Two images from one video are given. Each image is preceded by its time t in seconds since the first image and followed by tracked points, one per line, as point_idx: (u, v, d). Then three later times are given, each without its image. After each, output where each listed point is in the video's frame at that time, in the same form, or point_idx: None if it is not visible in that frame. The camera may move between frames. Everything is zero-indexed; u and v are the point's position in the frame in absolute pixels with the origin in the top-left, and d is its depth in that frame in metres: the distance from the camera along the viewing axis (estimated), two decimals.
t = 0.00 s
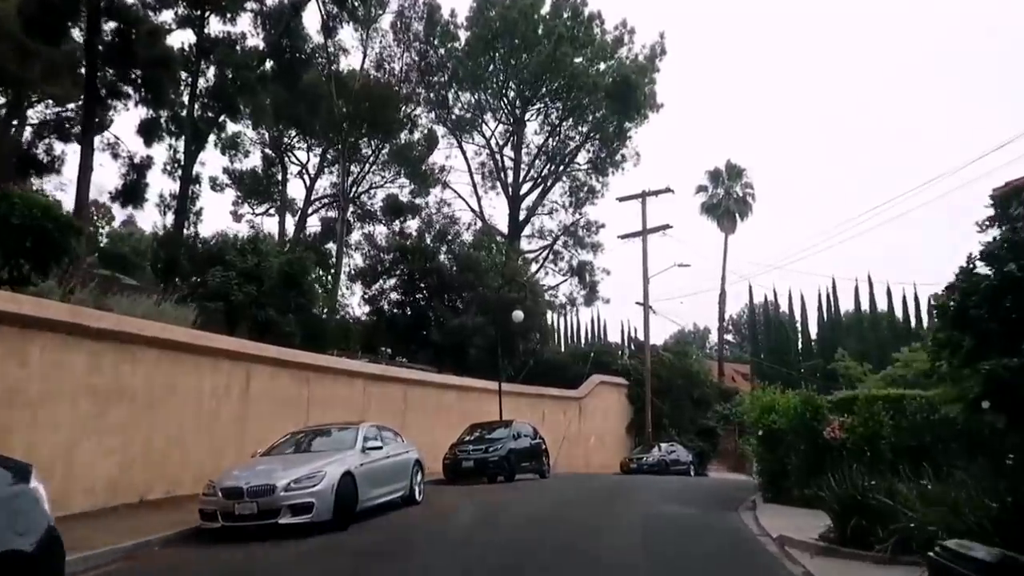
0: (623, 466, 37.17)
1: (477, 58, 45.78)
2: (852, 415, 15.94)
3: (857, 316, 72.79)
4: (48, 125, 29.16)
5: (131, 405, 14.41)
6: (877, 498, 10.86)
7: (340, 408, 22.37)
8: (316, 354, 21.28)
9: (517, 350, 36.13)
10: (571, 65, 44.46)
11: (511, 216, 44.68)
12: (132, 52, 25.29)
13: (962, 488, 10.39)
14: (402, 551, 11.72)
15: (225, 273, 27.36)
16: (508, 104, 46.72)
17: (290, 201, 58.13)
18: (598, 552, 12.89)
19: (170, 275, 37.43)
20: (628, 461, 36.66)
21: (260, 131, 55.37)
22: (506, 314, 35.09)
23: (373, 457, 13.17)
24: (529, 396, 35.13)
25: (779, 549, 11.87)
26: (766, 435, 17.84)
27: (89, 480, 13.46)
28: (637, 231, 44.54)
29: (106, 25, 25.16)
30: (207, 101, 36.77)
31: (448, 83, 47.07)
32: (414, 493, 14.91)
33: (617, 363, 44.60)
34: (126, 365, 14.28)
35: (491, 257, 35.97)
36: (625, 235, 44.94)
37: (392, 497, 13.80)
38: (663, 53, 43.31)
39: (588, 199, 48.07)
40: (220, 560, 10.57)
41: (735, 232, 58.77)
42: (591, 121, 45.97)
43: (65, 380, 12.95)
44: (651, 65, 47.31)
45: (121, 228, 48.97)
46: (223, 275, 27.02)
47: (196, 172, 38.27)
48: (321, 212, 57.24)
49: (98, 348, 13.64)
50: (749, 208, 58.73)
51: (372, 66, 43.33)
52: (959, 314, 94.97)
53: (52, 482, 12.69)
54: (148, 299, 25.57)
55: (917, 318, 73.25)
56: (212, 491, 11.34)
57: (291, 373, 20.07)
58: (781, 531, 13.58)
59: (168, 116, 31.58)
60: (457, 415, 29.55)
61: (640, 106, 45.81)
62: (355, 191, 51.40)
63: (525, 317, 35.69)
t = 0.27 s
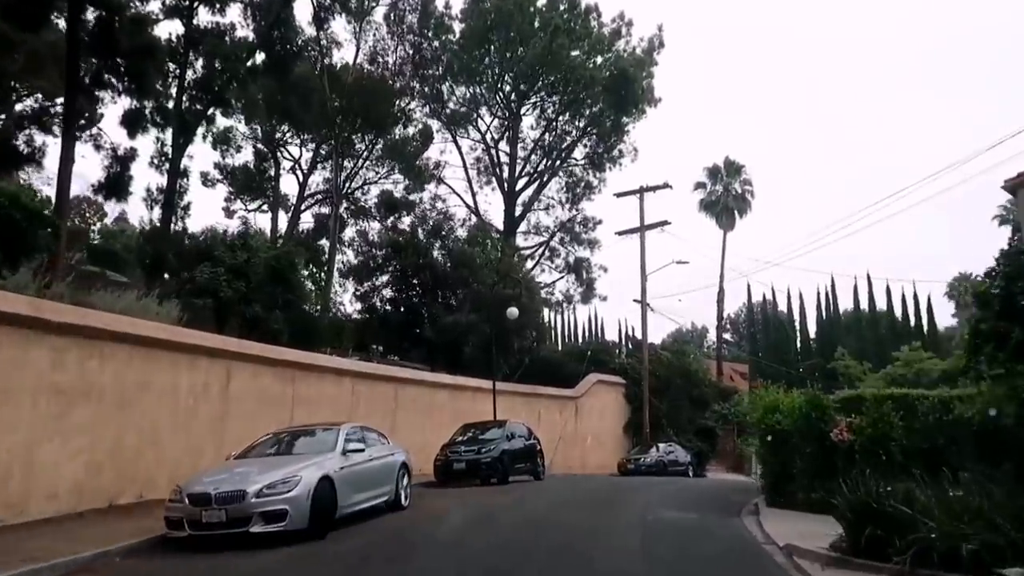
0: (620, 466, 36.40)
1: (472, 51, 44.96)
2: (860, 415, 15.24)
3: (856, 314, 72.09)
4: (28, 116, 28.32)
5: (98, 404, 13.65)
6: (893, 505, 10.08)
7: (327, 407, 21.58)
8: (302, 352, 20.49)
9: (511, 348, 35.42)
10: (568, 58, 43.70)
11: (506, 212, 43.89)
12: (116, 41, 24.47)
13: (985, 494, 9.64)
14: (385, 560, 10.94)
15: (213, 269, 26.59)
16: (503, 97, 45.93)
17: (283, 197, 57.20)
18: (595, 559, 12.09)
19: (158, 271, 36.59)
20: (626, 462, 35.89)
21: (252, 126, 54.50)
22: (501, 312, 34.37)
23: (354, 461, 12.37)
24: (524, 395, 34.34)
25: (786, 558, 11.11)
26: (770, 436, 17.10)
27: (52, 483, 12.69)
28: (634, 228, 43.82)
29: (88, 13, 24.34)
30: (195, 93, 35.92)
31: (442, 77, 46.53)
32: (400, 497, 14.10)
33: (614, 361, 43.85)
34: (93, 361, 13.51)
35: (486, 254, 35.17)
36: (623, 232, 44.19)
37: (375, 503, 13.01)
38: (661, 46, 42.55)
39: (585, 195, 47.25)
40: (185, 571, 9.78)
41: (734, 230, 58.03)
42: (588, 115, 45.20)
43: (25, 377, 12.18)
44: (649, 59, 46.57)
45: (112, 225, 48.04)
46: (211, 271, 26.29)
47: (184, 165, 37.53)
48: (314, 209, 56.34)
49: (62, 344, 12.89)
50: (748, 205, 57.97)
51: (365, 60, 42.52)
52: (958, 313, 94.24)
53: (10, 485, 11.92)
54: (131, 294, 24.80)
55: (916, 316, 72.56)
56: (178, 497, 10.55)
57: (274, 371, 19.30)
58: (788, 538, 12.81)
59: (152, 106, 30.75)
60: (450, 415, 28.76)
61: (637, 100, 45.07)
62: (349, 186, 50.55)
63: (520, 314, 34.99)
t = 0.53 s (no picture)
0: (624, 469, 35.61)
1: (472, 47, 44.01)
2: (877, 416, 14.50)
3: (862, 314, 71.20)
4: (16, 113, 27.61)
5: (70, 407, 13.01)
6: (919, 514, 9.36)
7: (319, 410, 20.87)
8: (293, 353, 19.79)
9: (512, 349, 34.70)
10: (569, 54, 43.00)
11: (507, 210, 43.14)
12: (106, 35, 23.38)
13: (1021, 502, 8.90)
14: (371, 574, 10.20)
15: (208, 269, 25.89)
16: (503, 94, 45.22)
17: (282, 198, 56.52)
18: (597, 570, 11.34)
19: (152, 272, 35.86)
20: (630, 465, 35.11)
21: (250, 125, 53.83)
22: (502, 311, 33.65)
23: (340, 468, 11.63)
24: (526, 396, 33.58)
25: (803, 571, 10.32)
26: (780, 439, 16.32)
27: (19, 492, 12.04)
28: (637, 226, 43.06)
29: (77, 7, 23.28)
30: (190, 91, 35.22)
31: (441, 74, 45.68)
32: (390, 506, 13.34)
33: (617, 362, 43.07)
34: (64, 363, 12.86)
35: (486, 253, 34.35)
36: (626, 230, 43.44)
37: (362, 512, 12.25)
38: (664, 41, 41.78)
39: (587, 193, 46.35)
40: None
41: (739, 228, 57.20)
42: (590, 112, 44.46)
43: None
44: (652, 54, 45.82)
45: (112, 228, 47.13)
46: (206, 271, 25.54)
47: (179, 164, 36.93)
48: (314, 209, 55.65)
49: (30, 345, 12.24)
50: (753, 203, 57.15)
51: (364, 57, 41.88)
52: (965, 312, 93.33)
53: None
54: (121, 295, 24.12)
55: (923, 315, 71.64)
56: (147, 509, 9.81)
57: (263, 373, 18.60)
58: (803, 549, 12.01)
59: (143, 103, 29.85)
60: (449, 417, 28.01)
61: (640, 96, 44.32)
62: (349, 186, 49.86)
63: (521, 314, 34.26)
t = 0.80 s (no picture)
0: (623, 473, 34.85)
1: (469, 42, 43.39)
2: (889, 419, 13.81)
3: (865, 315, 70.50)
4: None
5: (36, 409, 12.32)
6: (945, 527, 8.64)
7: (307, 412, 20.14)
8: (279, 353, 19.07)
9: (509, 349, 34.00)
10: (567, 50, 42.29)
11: (505, 208, 42.40)
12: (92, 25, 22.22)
13: None
14: None
15: (199, 269, 25.19)
16: (501, 90, 44.52)
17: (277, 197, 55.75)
18: None
19: (141, 271, 35.03)
20: (630, 468, 34.36)
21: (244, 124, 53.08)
22: (499, 311, 32.91)
23: (319, 475, 10.89)
24: (523, 398, 32.84)
25: None
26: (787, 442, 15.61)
27: None
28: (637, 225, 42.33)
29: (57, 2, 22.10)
30: (181, 86, 34.44)
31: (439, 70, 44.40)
32: (375, 513, 12.58)
33: (617, 363, 42.32)
34: (29, 362, 12.18)
35: (482, 252, 33.49)
36: (625, 229, 42.72)
37: (344, 521, 11.50)
38: (665, 36, 41.08)
39: (586, 191, 45.56)
40: None
41: (740, 228, 56.47)
42: (590, 109, 43.74)
43: None
44: (652, 50, 45.12)
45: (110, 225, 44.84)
46: (197, 270, 24.81)
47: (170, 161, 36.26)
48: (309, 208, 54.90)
49: None
50: (754, 202, 56.43)
51: (360, 54, 41.16)
52: (966, 313, 92.67)
53: None
54: (106, 294, 23.40)
55: (926, 316, 70.92)
56: (106, 519, 9.07)
57: (246, 373, 17.88)
58: (816, 560, 11.25)
59: (132, 97, 28.96)
60: (443, 419, 27.27)
61: (640, 93, 43.63)
62: (344, 184, 49.10)
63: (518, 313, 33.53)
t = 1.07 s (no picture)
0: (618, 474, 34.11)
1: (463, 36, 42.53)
2: (898, 420, 13.14)
3: (862, 314, 69.95)
4: None
5: None
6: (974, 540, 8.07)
7: (289, 412, 19.37)
8: (259, 350, 18.27)
9: (502, 348, 33.26)
10: (562, 43, 41.52)
11: (498, 205, 41.65)
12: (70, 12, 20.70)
13: None
14: None
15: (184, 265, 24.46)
16: (495, 85, 43.80)
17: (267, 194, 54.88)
18: None
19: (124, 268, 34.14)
20: (625, 469, 33.62)
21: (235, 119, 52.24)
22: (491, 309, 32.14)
23: (290, 480, 10.11)
24: (516, 398, 32.08)
25: None
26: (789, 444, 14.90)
27: None
28: (632, 222, 41.62)
29: None
30: (166, 79, 33.56)
31: (432, 64, 43.99)
32: (353, 521, 11.82)
33: (612, 363, 41.60)
34: None
35: (474, 250, 32.66)
36: (620, 226, 42.00)
37: (317, 530, 10.73)
38: (661, 30, 40.36)
39: (581, 188, 44.85)
40: None
41: (737, 226, 55.82)
42: (585, 104, 42.97)
43: None
44: (648, 44, 44.40)
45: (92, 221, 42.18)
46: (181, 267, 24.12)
47: (155, 156, 35.39)
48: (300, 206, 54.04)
49: None
50: (752, 200, 55.77)
51: (352, 50, 40.54)
52: (963, 313, 92.17)
53: None
54: (83, 290, 22.62)
55: (923, 316, 70.39)
56: (51, 531, 8.29)
57: (223, 371, 17.10)
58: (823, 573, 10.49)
59: (113, 88, 28.02)
60: (433, 420, 26.49)
61: (635, 87, 42.93)
62: (336, 181, 48.33)
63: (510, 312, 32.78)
